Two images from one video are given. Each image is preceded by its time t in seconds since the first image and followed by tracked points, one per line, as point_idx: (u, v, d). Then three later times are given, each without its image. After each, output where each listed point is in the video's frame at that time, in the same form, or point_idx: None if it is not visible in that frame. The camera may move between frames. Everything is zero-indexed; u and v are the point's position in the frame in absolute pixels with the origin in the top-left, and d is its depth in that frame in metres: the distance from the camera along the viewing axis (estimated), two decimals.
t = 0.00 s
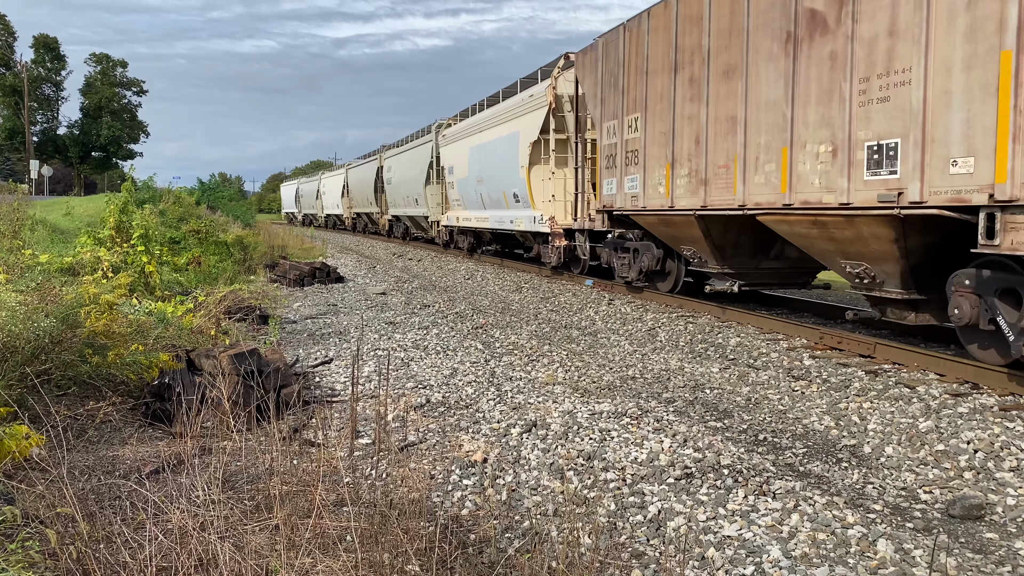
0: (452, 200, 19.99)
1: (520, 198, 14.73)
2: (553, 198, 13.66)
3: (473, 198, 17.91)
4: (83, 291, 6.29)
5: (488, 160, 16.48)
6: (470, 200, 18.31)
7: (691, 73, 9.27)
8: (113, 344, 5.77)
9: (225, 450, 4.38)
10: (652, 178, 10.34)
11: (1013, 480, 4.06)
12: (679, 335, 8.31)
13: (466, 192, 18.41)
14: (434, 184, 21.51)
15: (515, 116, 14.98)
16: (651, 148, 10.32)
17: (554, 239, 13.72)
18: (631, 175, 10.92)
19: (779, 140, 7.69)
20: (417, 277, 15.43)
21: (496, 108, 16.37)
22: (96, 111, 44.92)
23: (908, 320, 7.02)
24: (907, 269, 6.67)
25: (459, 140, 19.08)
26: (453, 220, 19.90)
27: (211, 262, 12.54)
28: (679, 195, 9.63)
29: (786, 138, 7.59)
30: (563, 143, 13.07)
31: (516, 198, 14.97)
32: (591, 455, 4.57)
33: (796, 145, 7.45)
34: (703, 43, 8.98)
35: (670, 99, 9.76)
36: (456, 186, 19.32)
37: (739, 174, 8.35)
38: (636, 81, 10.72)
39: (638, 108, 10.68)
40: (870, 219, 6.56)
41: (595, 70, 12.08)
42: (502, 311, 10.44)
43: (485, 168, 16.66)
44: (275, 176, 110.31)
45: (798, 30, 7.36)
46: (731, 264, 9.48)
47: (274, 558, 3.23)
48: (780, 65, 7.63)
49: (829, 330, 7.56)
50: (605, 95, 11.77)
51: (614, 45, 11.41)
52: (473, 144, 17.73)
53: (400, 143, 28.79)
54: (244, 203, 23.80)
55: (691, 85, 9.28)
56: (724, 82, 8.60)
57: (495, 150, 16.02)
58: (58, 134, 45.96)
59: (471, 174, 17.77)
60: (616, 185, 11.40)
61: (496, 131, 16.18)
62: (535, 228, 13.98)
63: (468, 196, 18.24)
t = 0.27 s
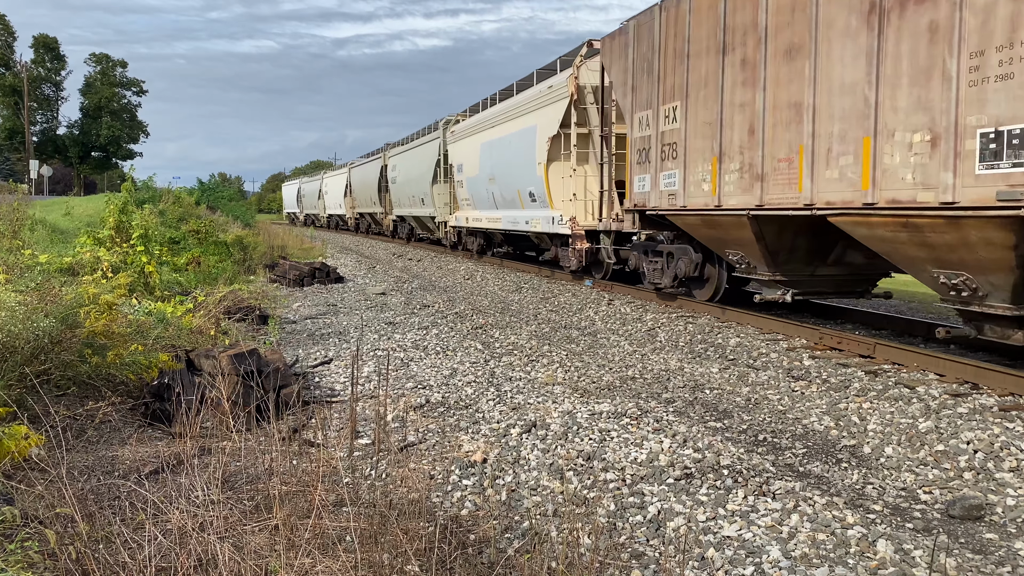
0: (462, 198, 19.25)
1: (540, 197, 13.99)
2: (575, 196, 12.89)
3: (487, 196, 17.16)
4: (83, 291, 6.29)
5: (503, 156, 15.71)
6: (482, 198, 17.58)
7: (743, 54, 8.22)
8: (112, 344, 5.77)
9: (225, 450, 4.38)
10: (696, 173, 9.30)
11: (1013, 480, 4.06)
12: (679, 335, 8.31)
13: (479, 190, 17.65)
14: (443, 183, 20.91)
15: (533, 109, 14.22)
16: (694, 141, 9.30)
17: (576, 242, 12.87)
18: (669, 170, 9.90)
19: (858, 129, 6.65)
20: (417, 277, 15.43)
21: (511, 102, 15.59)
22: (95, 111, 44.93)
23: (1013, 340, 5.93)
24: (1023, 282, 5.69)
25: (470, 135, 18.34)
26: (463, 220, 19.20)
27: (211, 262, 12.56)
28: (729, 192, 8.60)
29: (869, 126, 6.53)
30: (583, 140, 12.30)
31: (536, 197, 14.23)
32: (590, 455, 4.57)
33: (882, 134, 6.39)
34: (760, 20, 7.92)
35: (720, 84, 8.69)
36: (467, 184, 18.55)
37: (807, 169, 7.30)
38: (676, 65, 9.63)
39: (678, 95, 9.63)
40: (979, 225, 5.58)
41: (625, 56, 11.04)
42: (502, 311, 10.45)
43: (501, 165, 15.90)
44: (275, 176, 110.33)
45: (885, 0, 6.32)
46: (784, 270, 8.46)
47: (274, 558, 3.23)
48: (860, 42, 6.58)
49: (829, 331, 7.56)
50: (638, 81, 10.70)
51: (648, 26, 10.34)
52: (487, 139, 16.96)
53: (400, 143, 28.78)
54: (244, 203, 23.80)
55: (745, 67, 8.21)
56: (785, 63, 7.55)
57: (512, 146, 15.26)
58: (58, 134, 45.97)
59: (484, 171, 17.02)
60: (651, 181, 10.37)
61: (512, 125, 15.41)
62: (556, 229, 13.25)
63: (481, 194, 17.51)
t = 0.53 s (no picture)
0: (473, 197, 18.41)
1: (559, 195, 13.12)
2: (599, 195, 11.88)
3: (499, 195, 16.33)
4: (83, 291, 6.29)
5: (518, 152, 14.86)
6: (494, 198, 16.77)
7: (809, 30, 6.98)
8: (112, 344, 5.77)
9: (225, 450, 4.39)
10: (748, 168, 7.99)
11: (1013, 480, 4.06)
12: (678, 335, 8.31)
13: (490, 189, 16.81)
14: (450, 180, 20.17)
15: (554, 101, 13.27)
16: (747, 131, 7.99)
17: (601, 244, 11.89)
18: (710, 166, 8.70)
19: (967, 113, 5.37)
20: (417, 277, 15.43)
21: (527, 95, 14.75)
22: (95, 111, 44.90)
23: None
24: None
25: (482, 131, 17.48)
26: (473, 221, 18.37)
27: (211, 262, 12.57)
28: (791, 190, 7.32)
29: (979, 109, 5.26)
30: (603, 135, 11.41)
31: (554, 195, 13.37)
32: (590, 455, 4.57)
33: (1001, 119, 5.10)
34: None
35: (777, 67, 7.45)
36: (477, 183, 17.73)
37: (898, 162, 5.98)
38: (722, 48, 8.41)
39: (725, 80, 8.37)
40: (1015, 234, 5.23)
41: (661, 40, 9.86)
42: (502, 311, 10.45)
43: (515, 161, 15.06)
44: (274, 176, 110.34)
45: None
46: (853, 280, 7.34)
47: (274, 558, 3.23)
48: (969, 8, 5.31)
49: (829, 331, 7.56)
50: (676, 68, 9.50)
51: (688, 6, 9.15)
52: (500, 134, 16.08)
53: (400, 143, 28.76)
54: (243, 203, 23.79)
55: (812, 46, 6.95)
56: (866, 38, 6.29)
57: (527, 141, 14.43)
58: (58, 134, 45.96)
59: (497, 168, 16.19)
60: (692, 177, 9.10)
61: (527, 119, 14.59)
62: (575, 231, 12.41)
63: (493, 194, 16.70)
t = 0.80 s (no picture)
0: (483, 196, 17.54)
1: (578, 193, 12.22)
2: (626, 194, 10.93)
3: (512, 193, 15.44)
4: (83, 290, 6.28)
5: (533, 147, 13.94)
6: (506, 196, 15.90)
7: None
8: (111, 344, 5.76)
9: (225, 450, 4.39)
10: (817, 162, 6.98)
11: (1012, 480, 4.06)
12: (678, 335, 8.31)
13: (502, 186, 15.93)
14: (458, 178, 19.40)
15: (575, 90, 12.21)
16: (816, 119, 6.97)
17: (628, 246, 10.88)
18: (768, 159, 7.70)
19: None
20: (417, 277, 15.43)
21: (541, 86, 13.85)
22: (95, 111, 44.88)
23: None
24: None
25: (493, 125, 16.59)
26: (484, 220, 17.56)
27: (211, 262, 12.57)
28: (874, 186, 6.29)
29: None
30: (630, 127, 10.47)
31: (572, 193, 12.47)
32: (590, 455, 4.57)
33: None
34: None
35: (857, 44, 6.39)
36: (488, 181, 16.87)
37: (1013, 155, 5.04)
38: (786, 22, 7.33)
39: (787, 62, 7.35)
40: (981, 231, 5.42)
41: (706, 18, 8.78)
42: (502, 311, 10.45)
43: (530, 157, 14.14)
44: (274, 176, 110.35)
45: None
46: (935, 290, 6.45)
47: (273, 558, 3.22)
48: None
49: (828, 330, 7.57)
50: (724, 50, 8.45)
51: None
52: (514, 128, 15.15)
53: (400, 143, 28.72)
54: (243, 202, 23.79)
55: (905, 16, 5.88)
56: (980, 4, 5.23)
57: (542, 135, 13.50)
58: (58, 134, 45.96)
59: (509, 164, 15.30)
60: (746, 172, 8.08)
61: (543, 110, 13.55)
62: (597, 233, 11.53)
63: (506, 192, 15.83)
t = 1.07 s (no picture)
0: (497, 193, 16.62)
1: (603, 191, 11.33)
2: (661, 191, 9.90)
3: (528, 190, 14.52)
4: (82, 290, 6.27)
5: (552, 141, 12.98)
6: (520, 194, 15.02)
7: None
8: (111, 343, 5.75)
9: (224, 449, 4.39)
10: (910, 154, 5.79)
11: (1012, 479, 4.06)
12: (678, 335, 8.32)
13: (518, 183, 14.98)
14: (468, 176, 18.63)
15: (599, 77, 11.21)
16: (908, 102, 5.78)
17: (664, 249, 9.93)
18: (844, 151, 6.49)
19: None
20: (417, 277, 15.43)
21: (560, 75, 12.86)
22: (95, 110, 44.89)
23: None
24: None
25: (507, 119, 15.62)
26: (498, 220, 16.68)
27: (210, 262, 12.57)
28: (990, 182, 5.13)
29: None
30: (665, 118, 9.48)
31: (596, 191, 11.59)
32: (590, 454, 4.57)
33: None
34: None
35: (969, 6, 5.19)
36: (502, 178, 15.98)
37: None
38: None
39: (868, 36, 6.17)
40: (1001, 242, 5.23)
41: None
42: (502, 311, 10.45)
43: (548, 152, 13.22)
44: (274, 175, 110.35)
45: None
46: None
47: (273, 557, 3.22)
48: None
49: (828, 330, 7.57)
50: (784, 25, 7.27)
51: None
52: (531, 121, 14.12)
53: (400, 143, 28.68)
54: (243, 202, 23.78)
55: None
56: None
57: (563, 128, 12.58)
58: (57, 134, 45.97)
59: (526, 160, 14.35)
60: (816, 166, 6.84)
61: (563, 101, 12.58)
62: (625, 235, 10.67)
63: (521, 190, 14.89)
